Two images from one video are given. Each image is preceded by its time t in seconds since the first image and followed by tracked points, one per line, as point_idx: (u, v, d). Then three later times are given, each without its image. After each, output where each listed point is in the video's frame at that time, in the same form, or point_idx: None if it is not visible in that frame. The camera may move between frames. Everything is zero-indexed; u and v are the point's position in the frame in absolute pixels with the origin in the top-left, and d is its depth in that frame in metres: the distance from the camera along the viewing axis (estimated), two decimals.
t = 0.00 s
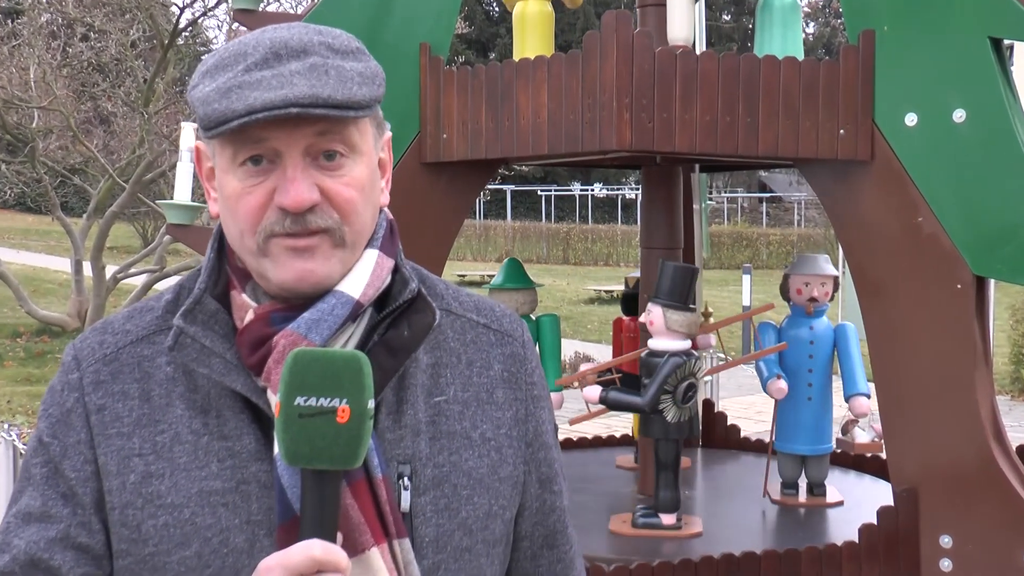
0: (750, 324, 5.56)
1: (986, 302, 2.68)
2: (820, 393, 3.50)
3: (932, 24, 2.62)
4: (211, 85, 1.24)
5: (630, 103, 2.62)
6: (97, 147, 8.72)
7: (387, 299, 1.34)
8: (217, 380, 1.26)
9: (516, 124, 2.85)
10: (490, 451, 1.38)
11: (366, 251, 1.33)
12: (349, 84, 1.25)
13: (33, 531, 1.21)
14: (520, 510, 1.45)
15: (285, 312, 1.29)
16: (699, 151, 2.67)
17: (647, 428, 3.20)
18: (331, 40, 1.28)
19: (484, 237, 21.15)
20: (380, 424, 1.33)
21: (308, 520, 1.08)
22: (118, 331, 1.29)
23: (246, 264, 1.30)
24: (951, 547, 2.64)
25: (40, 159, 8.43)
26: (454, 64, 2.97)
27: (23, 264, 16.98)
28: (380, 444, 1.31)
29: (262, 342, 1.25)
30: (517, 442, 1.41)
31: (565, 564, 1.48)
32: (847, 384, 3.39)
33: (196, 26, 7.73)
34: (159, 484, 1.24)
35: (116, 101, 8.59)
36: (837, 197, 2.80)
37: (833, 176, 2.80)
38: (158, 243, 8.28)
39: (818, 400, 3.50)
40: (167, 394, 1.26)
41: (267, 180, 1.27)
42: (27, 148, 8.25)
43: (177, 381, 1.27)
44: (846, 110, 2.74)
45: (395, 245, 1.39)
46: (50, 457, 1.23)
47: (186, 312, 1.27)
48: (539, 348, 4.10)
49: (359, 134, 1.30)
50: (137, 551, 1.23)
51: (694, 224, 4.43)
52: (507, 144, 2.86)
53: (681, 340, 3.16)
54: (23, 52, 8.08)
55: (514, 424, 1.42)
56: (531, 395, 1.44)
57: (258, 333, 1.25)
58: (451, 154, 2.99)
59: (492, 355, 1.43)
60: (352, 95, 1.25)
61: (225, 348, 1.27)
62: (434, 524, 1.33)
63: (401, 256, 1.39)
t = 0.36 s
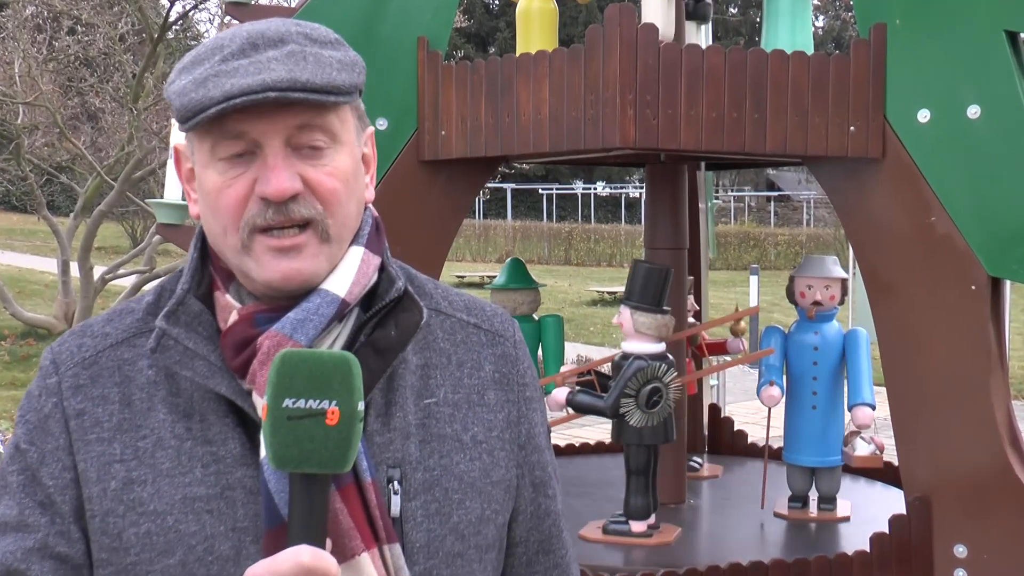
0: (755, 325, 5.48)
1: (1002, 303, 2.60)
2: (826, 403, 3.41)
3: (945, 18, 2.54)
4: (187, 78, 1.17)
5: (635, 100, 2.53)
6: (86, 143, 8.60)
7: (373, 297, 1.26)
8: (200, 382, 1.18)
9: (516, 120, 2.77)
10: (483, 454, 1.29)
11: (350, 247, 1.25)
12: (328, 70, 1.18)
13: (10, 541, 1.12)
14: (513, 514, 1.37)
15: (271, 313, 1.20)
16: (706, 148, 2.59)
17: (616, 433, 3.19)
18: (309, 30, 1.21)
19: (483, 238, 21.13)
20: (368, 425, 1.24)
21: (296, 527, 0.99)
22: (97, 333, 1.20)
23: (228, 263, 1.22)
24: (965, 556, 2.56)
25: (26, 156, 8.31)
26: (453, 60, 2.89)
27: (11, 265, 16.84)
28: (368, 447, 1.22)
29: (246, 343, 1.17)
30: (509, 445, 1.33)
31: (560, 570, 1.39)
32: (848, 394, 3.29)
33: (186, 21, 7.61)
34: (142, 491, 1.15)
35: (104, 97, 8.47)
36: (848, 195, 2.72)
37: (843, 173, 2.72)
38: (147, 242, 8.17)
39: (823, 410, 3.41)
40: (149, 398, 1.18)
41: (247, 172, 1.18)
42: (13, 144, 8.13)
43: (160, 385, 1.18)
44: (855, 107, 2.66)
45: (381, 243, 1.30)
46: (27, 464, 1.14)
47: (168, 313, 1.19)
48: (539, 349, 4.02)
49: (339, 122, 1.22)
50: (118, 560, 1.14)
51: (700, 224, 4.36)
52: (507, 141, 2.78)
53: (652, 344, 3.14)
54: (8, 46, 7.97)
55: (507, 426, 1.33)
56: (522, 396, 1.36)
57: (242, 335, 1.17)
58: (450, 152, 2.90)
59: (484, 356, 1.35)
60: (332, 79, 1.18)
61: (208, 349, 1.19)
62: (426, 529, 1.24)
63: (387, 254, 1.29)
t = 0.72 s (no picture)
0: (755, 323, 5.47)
1: (1003, 301, 2.59)
2: (818, 407, 3.40)
3: (946, 17, 2.54)
4: (175, 77, 1.17)
5: (635, 100, 2.53)
6: (85, 143, 8.58)
7: (364, 286, 1.24)
8: (194, 373, 1.17)
9: (517, 119, 2.76)
10: (478, 441, 1.28)
11: (342, 237, 1.25)
12: (314, 63, 1.18)
13: (5, 539, 1.12)
14: (511, 501, 1.35)
15: (263, 302, 1.21)
16: (707, 148, 2.58)
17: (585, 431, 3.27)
18: (293, 28, 1.21)
19: (484, 237, 21.15)
20: (364, 415, 1.24)
21: (297, 509, 0.98)
22: (88, 330, 1.20)
23: (221, 260, 1.21)
24: (967, 556, 2.56)
25: (25, 155, 8.30)
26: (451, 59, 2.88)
27: (11, 265, 16.84)
28: (364, 436, 1.22)
29: (241, 332, 1.17)
30: (505, 433, 1.31)
31: (559, 558, 1.38)
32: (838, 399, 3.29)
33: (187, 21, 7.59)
34: (137, 486, 1.14)
35: (104, 96, 8.46)
36: (849, 195, 2.72)
37: (844, 173, 2.71)
38: (147, 242, 8.16)
39: (815, 414, 3.41)
40: (140, 392, 1.17)
41: (239, 167, 1.18)
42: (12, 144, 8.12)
43: (152, 378, 1.17)
44: (854, 106, 2.65)
45: (371, 233, 1.29)
46: (20, 463, 1.14)
47: (160, 305, 1.18)
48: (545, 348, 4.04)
49: (327, 115, 1.22)
50: (114, 556, 1.13)
51: (700, 222, 4.35)
52: (507, 141, 2.77)
53: (619, 343, 3.19)
54: (7, 45, 7.96)
55: (502, 412, 1.32)
56: (517, 383, 1.35)
57: (236, 324, 1.17)
58: (450, 152, 2.90)
59: (477, 344, 1.34)
60: (319, 71, 1.18)
61: (202, 341, 1.18)
62: (423, 516, 1.24)
63: (378, 243, 1.29)
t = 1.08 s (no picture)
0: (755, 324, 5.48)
1: (1004, 300, 2.58)
2: (801, 411, 3.38)
3: (947, 16, 2.53)
4: (180, 78, 1.16)
5: (636, 100, 2.53)
6: (85, 143, 8.58)
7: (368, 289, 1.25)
8: (198, 373, 1.17)
9: (518, 120, 2.76)
10: (483, 442, 1.28)
11: (347, 238, 1.25)
12: (320, 67, 1.18)
13: (10, 540, 1.12)
14: (515, 503, 1.35)
15: (267, 302, 1.21)
16: (708, 148, 2.58)
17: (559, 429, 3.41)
18: (299, 29, 1.21)
19: (485, 237, 21.16)
20: (368, 415, 1.24)
21: (302, 507, 0.97)
22: (93, 332, 1.20)
23: (225, 261, 1.22)
24: (967, 556, 2.56)
25: (25, 155, 8.31)
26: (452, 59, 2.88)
27: (11, 265, 16.83)
28: (369, 436, 1.22)
29: (246, 333, 1.17)
30: (510, 435, 1.31)
31: (562, 560, 1.38)
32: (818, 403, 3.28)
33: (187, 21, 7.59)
34: (142, 486, 1.14)
35: (105, 96, 8.46)
36: (849, 195, 2.72)
37: (845, 173, 2.72)
38: (147, 242, 8.16)
39: (798, 417, 3.38)
40: (145, 393, 1.17)
41: (244, 170, 1.18)
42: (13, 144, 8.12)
43: (156, 379, 1.17)
44: (856, 106, 2.65)
45: (376, 235, 1.29)
46: (25, 464, 1.14)
47: (165, 306, 1.18)
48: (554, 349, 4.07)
49: (332, 117, 1.22)
50: (118, 557, 1.13)
51: (700, 223, 4.35)
52: (508, 141, 2.77)
53: (590, 341, 3.32)
54: (8, 45, 7.95)
55: (506, 415, 1.32)
56: (520, 386, 1.35)
57: (240, 324, 1.17)
58: (450, 153, 2.89)
59: (481, 346, 1.34)
60: (324, 75, 1.18)
61: (207, 342, 1.18)
62: (428, 517, 1.24)
63: (383, 246, 1.29)
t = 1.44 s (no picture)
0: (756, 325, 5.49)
1: (1006, 301, 2.58)
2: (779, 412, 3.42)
3: (947, 16, 2.53)
4: (194, 82, 1.17)
5: (636, 101, 2.53)
6: (86, 143, 8.58)
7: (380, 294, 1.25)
8: (206, 375, 1.17)
9: (518, 120, 2.76)
10: (490, 449, 1.28)
11: (359, 244, 1.24)
12: (334, 76, 1.17)
13: (15, 536, 1.12)
14: (522, 511, 1.35)
15: (276, 306, 1.21)
16: (708, 148, 2.58)
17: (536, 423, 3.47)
18: (316, 34, 1.20)
19: (485, 237, 21.15)
20: (376, 420, 1.24)
21: (304, 515, 0.97)
22: (103, 330, 1.20)
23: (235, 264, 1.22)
24: (967, 557, 2.56)
25: (26, 155, 8.31)
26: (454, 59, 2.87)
27: (11, 265, 16.84)
28: (376, 442, 1.22)
29: (254, 336, 1.17)
30: (518, 442, 1.31)
31: (568, 569, 1.37)
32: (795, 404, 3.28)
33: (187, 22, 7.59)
34: (149, 485, 1.14)
35: (105, 96, 8.46)
36: (850, 195, 2.72)
37: (846, 173, 2.72)
38: (148, 242, 8.16)
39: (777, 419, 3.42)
40: (154, 391, 1.17)
41: (255, 177, 1.18)
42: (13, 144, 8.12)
43: (165, 378, 1.17)
44: (858, 106, 2.66)
45: (389, 240, 1.29)
46: (32, 460, 1.14)
47: (175, 307, 1.18)
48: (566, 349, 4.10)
49: (347, 127, 1.21)
50: (123, 555, 1.13)
51: (700, 222, 4.35)
52: (508, 141, 2.77)
53: (567, 339, 3.34)
54: (8, 46, 7.96)
55: (515, 422, 1.32)
56: (530, 393, 1.34)
57: (248, 327, 1.17)
58: (451, 153, 2.89)
59: (491, 353, 1.34)
60: (337, 86, 1.17)
61: (215, 344, 1.18)
62: (432, 523, 1.24)
63: (395, 251, 1.28)
